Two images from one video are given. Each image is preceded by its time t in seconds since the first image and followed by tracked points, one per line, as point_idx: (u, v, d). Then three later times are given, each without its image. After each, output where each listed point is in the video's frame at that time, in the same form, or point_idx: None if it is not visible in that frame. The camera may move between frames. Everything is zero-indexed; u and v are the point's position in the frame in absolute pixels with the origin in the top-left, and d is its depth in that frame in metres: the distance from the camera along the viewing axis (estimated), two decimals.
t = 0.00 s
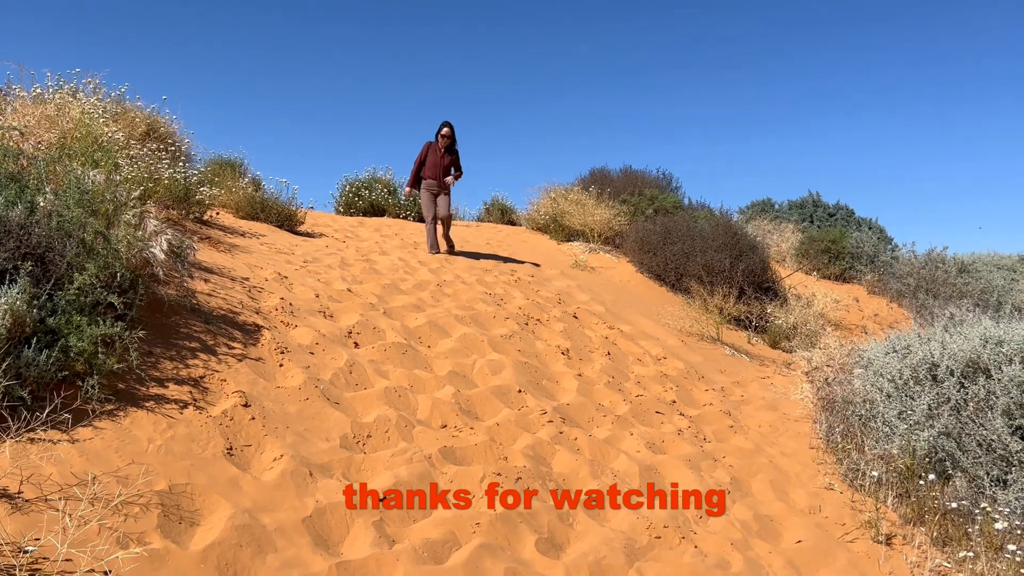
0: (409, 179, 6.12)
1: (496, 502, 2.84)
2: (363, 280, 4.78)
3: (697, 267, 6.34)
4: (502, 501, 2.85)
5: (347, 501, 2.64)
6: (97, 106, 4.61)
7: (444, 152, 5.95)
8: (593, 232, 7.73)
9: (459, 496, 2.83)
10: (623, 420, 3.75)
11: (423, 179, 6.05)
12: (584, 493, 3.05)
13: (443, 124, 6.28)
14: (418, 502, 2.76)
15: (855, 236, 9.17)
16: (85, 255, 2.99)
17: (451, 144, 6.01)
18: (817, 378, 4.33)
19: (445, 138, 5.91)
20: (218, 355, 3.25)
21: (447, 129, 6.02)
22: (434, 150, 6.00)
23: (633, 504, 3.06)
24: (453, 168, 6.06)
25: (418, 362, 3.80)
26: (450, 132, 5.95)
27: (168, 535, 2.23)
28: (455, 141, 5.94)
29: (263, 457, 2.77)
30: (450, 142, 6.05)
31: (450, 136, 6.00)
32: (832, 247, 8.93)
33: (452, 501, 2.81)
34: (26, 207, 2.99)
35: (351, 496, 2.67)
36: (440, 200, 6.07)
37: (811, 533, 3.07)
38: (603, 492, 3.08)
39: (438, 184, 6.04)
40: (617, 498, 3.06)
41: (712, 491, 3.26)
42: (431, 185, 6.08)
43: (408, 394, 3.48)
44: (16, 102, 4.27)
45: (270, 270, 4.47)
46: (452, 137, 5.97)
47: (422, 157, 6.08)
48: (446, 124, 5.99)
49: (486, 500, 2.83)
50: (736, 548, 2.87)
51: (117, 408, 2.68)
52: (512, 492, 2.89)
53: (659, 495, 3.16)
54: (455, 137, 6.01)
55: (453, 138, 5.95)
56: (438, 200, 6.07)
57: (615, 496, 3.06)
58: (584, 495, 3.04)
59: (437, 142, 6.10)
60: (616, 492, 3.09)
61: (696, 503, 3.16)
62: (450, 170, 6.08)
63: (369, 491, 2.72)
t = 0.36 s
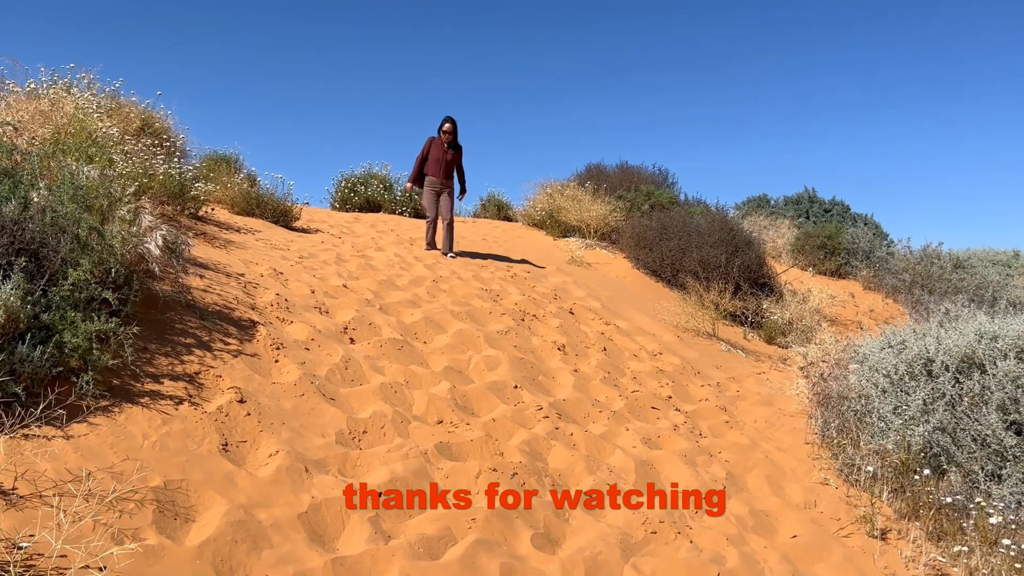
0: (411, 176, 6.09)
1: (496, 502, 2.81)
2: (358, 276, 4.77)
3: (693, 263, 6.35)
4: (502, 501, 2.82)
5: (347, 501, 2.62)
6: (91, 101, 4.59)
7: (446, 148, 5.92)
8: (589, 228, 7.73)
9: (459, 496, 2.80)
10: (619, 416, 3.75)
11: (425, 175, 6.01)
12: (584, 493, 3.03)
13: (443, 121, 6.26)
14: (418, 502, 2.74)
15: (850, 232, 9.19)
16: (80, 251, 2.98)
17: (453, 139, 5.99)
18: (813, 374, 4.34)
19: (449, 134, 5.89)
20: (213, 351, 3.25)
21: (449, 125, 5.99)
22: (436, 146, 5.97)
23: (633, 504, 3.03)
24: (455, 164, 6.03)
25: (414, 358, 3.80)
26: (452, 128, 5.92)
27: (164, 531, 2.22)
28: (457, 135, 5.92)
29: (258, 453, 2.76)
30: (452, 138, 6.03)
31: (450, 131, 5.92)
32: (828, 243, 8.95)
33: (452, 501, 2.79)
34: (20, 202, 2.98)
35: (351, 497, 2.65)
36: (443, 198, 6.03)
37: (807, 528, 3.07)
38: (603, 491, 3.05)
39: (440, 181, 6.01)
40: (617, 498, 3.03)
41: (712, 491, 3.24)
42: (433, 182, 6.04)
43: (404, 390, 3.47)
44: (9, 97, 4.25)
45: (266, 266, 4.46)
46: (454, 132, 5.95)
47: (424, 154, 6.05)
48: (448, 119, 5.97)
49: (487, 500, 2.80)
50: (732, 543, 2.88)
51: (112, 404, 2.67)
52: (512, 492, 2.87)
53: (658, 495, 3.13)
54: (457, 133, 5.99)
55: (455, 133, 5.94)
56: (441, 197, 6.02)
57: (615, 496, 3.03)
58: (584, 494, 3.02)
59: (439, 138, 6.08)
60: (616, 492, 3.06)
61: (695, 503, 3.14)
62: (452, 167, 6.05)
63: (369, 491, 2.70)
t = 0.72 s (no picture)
0: (410, 175, 6.05)
1: (496, 502, 2.80)
2: (356, 274, 4.77)
3: (690, 260, 6.35)
4: (502, 501, 2.81)
5: (347, 501, 2.62)
6: (87, 98, 4.58)
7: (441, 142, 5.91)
8: (586, 226, 7.74)
9: (459, 496, 2.79)
10: (616, 413, 3.76)
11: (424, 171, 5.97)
12: (584, 492, 3.02)
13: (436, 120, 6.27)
14: (418, 502, 2.74)
15: (848, 229, 9.19)
16: (77, 249, 2.98)
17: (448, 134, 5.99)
18: (810, 371, 4.36)
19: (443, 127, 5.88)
20: (210, 349, 3.25)
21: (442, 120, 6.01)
22: (432, 141, 5.96)
23: (633, 504, 3.02)
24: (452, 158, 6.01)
25: (412, 356, 3.80)
26: (445, 122, 5.92)
27: (161, 529, 2.22)
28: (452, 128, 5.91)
29: (256, 451, 2.76)
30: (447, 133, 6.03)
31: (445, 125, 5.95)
32: (825, 241, 8.95)
33: (452, 501, 2.77)
34: (16, 200, 2.97)
35: (351, 497, 2.64)
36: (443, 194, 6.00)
37: (804, 526, 3.08)
38: (603, 491, 3.05)
39: (439, 176, 5.97)
40: (617, 498, 3.02)
41: (712, 491, 3.23)
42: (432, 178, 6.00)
43: (401, 387, 3.48)
44: (6, 94, 4.25)
45: (263, 263, 4.46)
46: (448, 127, 5.95)
47: (420, 151, 6.04)
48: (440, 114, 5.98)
49: (486, 500, 2.79)
50: (729, 540, 2.88)
51: (109, 402, 2.67)
52: (512, 492, 2.86)
53: (659, 495, 3.11)
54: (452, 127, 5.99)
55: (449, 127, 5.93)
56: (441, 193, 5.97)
57: (615, 496, 3.02)
58: (584, 494, 3.01)
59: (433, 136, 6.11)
60: (616, 492, 3.05)
61: (695, 503, 3.13)
62: (449, 161, 6.02)
63: (369, 491, 2.69)
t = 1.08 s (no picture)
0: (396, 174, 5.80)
1: (496, 502, 2.80)
2: (354, 273, 4.77)
3: (689, 260, 6.35)
4: (502, 501, 2.81)
5: (347, 501, 2.62)
6: (86, 97, 4.59)
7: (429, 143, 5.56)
8: (585, 225, 7.74)
9: (459, 496, 2.79)
10: (614, 412, 3.76)
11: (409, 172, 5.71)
12: (584, 493, 3.02)
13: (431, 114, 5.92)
14: (418, 502, 2.74)
15: (846, 228, 9.20)
16: (75, 248, 2.98)
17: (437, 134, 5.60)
18: (807, 371, 4.36)
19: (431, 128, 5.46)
20: (208, 348, 3.24)
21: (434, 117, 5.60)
22: (419, 141, 5.63)
23: (633, 504, 3.02)
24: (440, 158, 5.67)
25: (410, 355, 3.81)
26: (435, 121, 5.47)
27: (159, 529, 2.22)
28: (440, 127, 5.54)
29: (254, 450, 2.76)
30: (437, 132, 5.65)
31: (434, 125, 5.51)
32: (823, 240, 8.96)
33: (452, 501, 2.77)
34: (14, 198, 2.97)
35: (351, 497, 2.64)
36: (429, 196, 5.72)
37: (801, 524, 3.08)
38: (603, 491, 3.05)
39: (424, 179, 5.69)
40: (617, 498, 3.02)
41: (712, 491, 3.23)
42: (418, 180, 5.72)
43: (400, 386, 3.48)
44: (4, 93, 4.25)
45: (261, 263, 4.46)
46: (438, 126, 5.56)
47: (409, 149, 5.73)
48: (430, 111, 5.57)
49: (486, 500, 2.79)
50: (727, 539, 2.89)
51: (107, 401, 2.67)
52: (512, 492, 2.86)
53: (659, 495, 3.12)
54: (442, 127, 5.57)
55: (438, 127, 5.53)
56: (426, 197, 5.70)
57: (615, 496, 3.02)
58: (583, 494, 3.01)
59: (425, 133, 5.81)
60: (616, 492, 3.05)
61: (695, 503, 3.13)
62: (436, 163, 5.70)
63: (369, 491, 2.69)
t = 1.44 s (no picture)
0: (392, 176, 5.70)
1: (496, 502, 2.80)
2: (354, 273, 4.77)
3: (688, 260, 6.35)
4: (501, 501, 2.81)
5: (347, 501, 2.62)
6: (85, 97, 4.59)
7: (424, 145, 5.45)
8: (584, 225, 7.74)
9: (459, 496, 2.79)
10: (614, 413, 3.76)
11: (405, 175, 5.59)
12: (584, 493, 3.02)
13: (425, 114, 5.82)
14: (418, 502, 2.74)
15: (846, 229, 9.20)
16: (74, 248, 2.98)
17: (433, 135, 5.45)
18: (806, 371, 4.36)
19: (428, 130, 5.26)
20: (207, 348, 3.24)
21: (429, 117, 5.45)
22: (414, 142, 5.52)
23: (633, 504, 3.02)
24: (436, 160, 5.55)
25: (409, 356, 3.80)
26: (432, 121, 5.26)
27: (158, 528, 2.22)
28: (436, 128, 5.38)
29: (253, 450, 2.76)
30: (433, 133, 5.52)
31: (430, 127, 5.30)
32: (823, 241, 8.96)
33: (452, 501, 2.77)
34: (13, 198, 2.97)
35: (351, 497, 2.64)
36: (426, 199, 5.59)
37: (800, 525, 3.08)
38: (603, 492, 3.05)
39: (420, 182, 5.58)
40: (617, 498, 3.02)
41: (712, 491, 3.24)
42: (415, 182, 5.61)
43: (399, 387, 3.48)
44: (4, 93, 4.25)
45: (261, 263, 4.46)
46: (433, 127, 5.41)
47: (404, 151, 5.63)
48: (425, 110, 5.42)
49: (486, 500, 2.79)
50: (726, 539, 2.89)
51: (106, 401, 2.67)
52: (512, 492, 2.87)
53: (659, 495, 3.12)
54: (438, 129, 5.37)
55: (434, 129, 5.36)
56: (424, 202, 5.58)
57: (615, 496, 3.03)
58: (583, 495, 3.01)
59: (421, 134, 5.70)
60: (616, 492, 3.05)
61: (695, 503, 3.14)
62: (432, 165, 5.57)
63: (369, 491, 2.70)
